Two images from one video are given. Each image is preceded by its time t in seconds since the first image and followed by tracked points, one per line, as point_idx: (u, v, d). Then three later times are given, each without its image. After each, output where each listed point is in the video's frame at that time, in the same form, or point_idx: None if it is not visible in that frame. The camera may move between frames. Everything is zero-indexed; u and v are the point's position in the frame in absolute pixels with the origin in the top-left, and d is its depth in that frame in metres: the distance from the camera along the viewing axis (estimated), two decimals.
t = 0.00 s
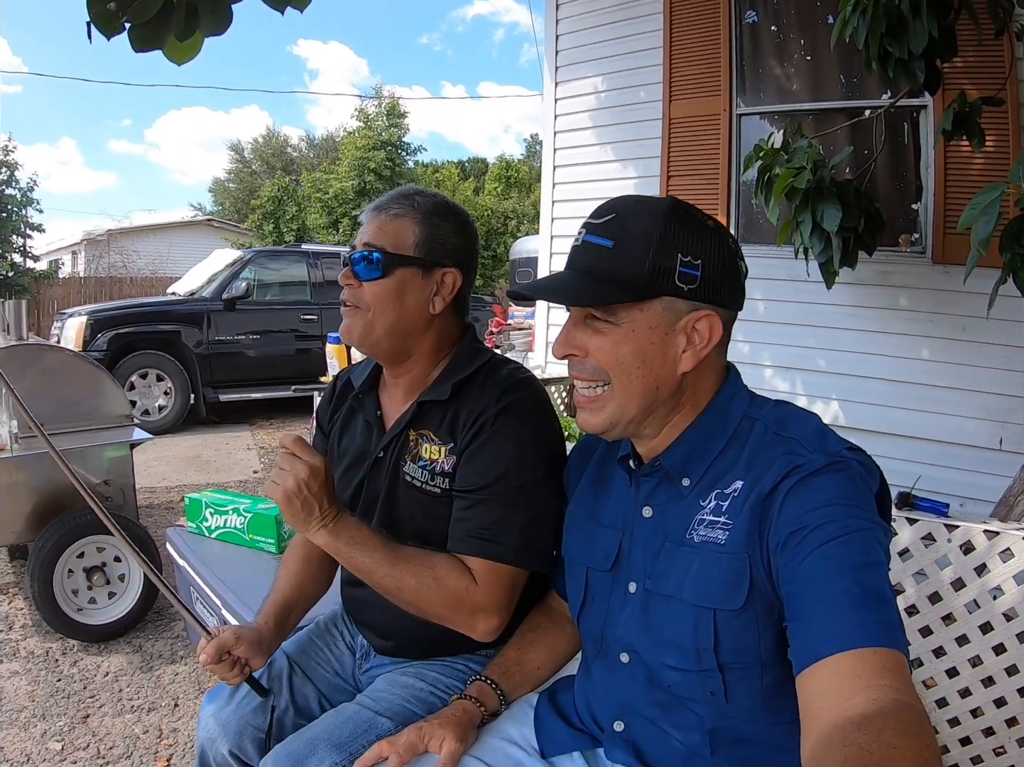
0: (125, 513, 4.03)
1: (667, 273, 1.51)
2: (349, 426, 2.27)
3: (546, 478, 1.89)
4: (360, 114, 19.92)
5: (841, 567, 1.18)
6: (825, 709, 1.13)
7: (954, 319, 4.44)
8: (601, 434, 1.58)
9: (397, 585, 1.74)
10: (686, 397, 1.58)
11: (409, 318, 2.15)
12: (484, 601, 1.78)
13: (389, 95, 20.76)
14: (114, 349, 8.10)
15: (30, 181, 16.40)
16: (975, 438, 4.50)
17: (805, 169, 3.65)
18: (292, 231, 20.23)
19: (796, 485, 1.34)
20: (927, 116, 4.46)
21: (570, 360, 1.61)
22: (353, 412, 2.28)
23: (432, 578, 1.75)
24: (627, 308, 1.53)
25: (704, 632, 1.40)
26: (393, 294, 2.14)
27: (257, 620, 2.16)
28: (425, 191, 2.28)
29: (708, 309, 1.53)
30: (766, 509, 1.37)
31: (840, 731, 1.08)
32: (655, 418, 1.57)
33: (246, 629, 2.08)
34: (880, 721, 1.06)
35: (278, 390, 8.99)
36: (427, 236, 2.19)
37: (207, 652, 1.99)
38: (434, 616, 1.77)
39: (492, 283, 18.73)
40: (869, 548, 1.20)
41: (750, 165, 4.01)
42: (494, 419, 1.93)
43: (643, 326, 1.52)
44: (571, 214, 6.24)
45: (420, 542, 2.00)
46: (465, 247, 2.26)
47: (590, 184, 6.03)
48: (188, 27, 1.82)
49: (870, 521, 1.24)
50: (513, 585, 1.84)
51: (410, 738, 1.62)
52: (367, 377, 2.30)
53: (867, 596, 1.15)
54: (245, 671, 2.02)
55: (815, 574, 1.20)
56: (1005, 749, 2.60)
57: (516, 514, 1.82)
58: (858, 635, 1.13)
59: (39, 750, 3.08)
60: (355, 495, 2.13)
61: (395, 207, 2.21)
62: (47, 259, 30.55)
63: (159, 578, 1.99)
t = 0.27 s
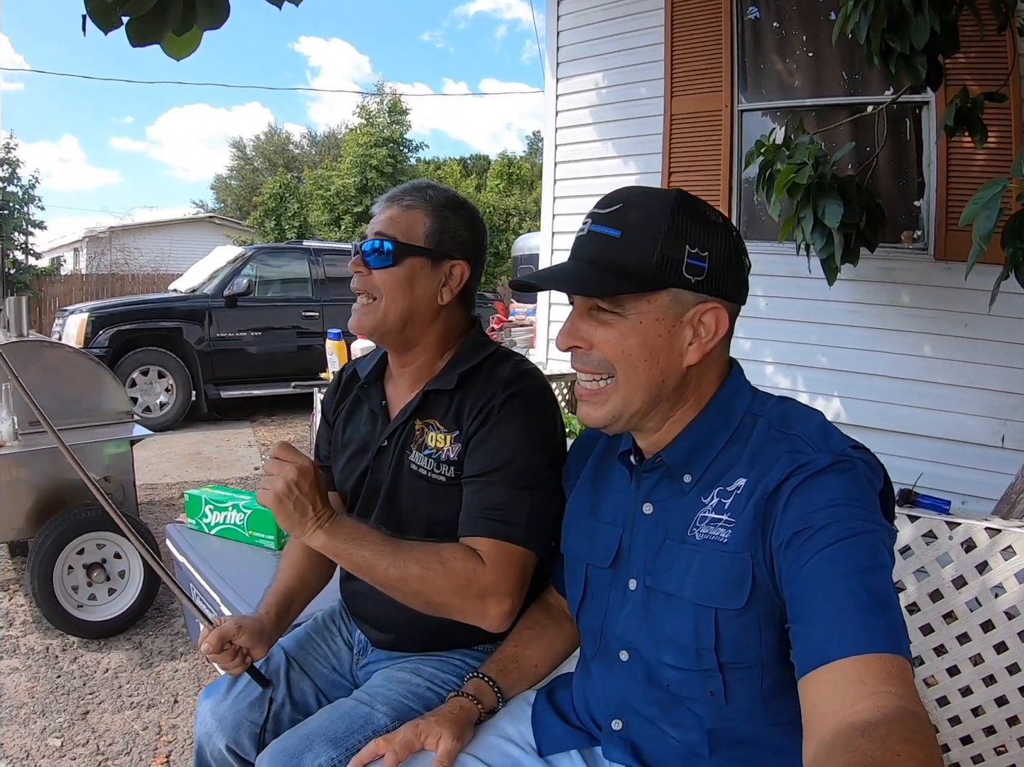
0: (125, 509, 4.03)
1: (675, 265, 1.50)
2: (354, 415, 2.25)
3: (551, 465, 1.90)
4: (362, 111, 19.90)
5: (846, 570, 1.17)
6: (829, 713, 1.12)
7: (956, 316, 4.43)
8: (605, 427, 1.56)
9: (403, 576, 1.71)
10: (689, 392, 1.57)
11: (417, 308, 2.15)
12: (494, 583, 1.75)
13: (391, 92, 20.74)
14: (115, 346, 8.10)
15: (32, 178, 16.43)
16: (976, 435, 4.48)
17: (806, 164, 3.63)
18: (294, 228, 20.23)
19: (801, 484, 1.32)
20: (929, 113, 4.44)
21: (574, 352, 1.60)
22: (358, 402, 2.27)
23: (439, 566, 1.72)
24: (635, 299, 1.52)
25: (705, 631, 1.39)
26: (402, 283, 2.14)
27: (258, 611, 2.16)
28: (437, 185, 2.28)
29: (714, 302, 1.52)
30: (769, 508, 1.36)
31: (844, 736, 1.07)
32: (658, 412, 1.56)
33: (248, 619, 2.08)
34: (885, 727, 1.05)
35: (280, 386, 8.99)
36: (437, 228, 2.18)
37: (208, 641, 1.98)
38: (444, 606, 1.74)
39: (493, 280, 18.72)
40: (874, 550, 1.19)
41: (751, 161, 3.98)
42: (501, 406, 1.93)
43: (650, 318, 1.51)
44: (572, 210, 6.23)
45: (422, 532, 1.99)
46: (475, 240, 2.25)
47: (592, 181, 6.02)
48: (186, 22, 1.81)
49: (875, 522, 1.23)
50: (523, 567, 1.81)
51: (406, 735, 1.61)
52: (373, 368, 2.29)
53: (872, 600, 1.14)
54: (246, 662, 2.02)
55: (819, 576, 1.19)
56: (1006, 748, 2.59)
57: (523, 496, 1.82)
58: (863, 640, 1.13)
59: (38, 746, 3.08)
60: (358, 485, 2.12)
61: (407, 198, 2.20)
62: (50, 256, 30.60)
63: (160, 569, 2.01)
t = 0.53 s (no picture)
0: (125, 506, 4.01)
1: (682, 259, 1.48)
2: (358, 404, 2.25)
3: (551, 441, 1.89)
4: (363, 108, 19.88)
5: (855, 577, 1.16)
6: (837, 724, 1.11)
7: (959, 314, 4.40)
8: (613, 428, 1.54)
9: (401, 507, 1.62)
10: (696, 389, 1.55)
11: (426, 295, 2.14)
12: (494, 541, 1.68)
13: (393, 89, 20.72)
14: (117, 344, 8.09)
15: (34, 177, 16.43)
16: (979, 434, 4.46)
17: (809, 161, 3.60)
18: (296, 226, 20.23)
19: (811, 488, 1.30)
20: (933, 110, 4.41)
21: (579, 351, 1.57)
22: (362, 391, 2.26)
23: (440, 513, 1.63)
24: (643, 296, 1.50)
25: (709, 634, 1.37)
26: (414, 270, 2.11)
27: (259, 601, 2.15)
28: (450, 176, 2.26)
29: (722, 295, 1.51)
30: (778, 511, 1.34)
31: (853, 748, 1.05)
32: (664, 411, 1.54)
33: (250, 608, 2.07)
34: (896, 739, 1.03)
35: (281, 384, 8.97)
36: (450, 218, 2.16)
37: (209, 632, 1.99)
38: (439, 554, 1.64)
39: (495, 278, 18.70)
40: (884, 558, 1.18)
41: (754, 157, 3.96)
42: (501, 383, 1.94)
43: (659, 315, 1.49)
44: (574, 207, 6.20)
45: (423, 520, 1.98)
46: (486, 232, 2.24)
47: (594, 178, 5.99)
48: (185, 16, 1.79)
49: (885, 528, 1.21)
50: (523, 528, 1.75)
51: (407, 735, 1.59)
52: (379, 356, 2.27)
53: (884, 610, 1.13)
54: (247, 653, 2.02)
55: (829, 583, 1.17)
56: (1010, 748, 2.57)
57: (521, 459, 1.80)
58: (871, 651, 1.11)
59: (38, 744, 3.07)
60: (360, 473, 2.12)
61: (421, 187, 2.18)
62: (52, 253, 30.62)
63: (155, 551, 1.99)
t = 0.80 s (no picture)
0: (122, 505, 3.96)
1: (702, 257, 1.43)
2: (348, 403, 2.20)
3: (541, 431, 1.83)
4: (363, 102, 19.78)
5: (883, 607, 1.12)
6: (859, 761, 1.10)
7: (966, 312, 4.35)
8: (629, 433, 1.49)
9: (400, 450, 1.58)
10: (713, 393, 1.50)
11: (416, 293, 2.06)
12: (479, 522, 1.61)
13: (393, 83, 20.61)
14: (115, 339, 8.03)
15: (32, 170, 16.36)
16: (985, 433, 4.41)
17: (815, 156, 3.54)
18: (296, 219, 20.14)
19: (834, 507, 1.25)
20: (939, 105, 4.34)
21: (593, 354, 1.52)
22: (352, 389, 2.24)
23: (445, 466, 1.60)
24: (662, 295, 1.44)
25: (723, 652, 1.32)
26: (403, 266, 2.04)
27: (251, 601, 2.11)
28: (443, 168, 2.19)
29: (741, 295, 1.46)
30: (799, 529, 1.29)
31: None
32: (683, 416, 1.49)
33: (240, 610, 2.04)
34: None
35: (280, 379, 8.92)
36: (442, 212, 2.09)
37: (198, 635, 1.96)
38: (426, 517, 1.58)
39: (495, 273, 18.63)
40: (911, 586, 1.14)
41: (759, 152, 3.90)
42: (491, 373, 1.91)
43: (678, 315, 1.44)
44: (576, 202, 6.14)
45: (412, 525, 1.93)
46: (478, 227, 2.16)
47: (596, 172, 5.93)
48: (178, 6, 1.71)
49: (912, 553, 1.18)
50: (509, 511, 1.69)
51: (405, 749, 1.55)
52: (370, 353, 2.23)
53: (911, 643, 1.10)
54: (237, 655, 1.98)
55: (855, 611, 1.14)
56: (1019, 756, 2.53)
57: (506, 440, 1.75)
58: (898, 687, 1.08)
59: (33, 747, 3.03)
60: (350, 474, 2.08)
61: (412, 180, 2.11)
62: (52, 247, 30.55)
63: (148, 561, 1.96)
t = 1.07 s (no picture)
0: (123, 500, 3.97)
1: (700, 251, 1.43)
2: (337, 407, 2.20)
3: (532, 440, 1.83)
4: (363, 97, 19.75)
5: (878, 599, 1.13)
6: (855, 751, 1.10)
7: (966, 308, 4.35)
8: (622, 422, 1.49)
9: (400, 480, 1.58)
10: (709, 387, 1.51)
11: (391, 300, 2.07)
12: (481, 541, 1.62)
13: (392, 78, 20.57)
14: (115, 334, 8.03)
15: (32, 166, 16.34)
16: (984, 429, 4.41)
17: (815, 152, 3.53)
18: (295, 215, 20.12)
19: (831, 499, 1.26)
20: (939, 101, 4.34)
21: (589, 343, 1.53)
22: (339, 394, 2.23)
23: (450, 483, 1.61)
24: (658, 289, 1.44)
25: (721, 644, 1.33)
26: (374, 276, 2.04)
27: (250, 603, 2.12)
28: (408, 169, 2.17)
29: (739, 291, 1.46)
30: (796, 521, 1.29)
31: None
32: (677, 409, 1.50)
33: (240, 612, 2.04)
34: None
35: (280, 374, 8.93)
36: (410, 216, 2.08)
37: (198, 636, 1.95)
38: (428, 537, 1.58)
39: (495, 269, 18.62)
40: (907, 578, 1.14)
41: (759, 147, 3.89)
42: (474, 383, 1.89)
43: (674, 309, 1.44)
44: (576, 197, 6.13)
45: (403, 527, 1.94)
46: (449, 226, 2.16)
47: (597, 168, 5.92)
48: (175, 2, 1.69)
49: (909, 546, 1.18)
50: (507, 525, 1.68)
51: (405, 741, 1.55)
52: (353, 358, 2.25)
53: (906, 636, 1.11)
54: (237, 655, 1.98)
55: (851, 602, 1.14)
56: (1016, 751, 2.53)
57: (499, 454, 1.75)
58: (894, 679, 1.09)
59: (35, 741, 3.04)
60: (342, 478, 2.09)
61: (376, 185, 2.10)
62: (51, 243, 30.54)
63: (148, 563, 1.95)
